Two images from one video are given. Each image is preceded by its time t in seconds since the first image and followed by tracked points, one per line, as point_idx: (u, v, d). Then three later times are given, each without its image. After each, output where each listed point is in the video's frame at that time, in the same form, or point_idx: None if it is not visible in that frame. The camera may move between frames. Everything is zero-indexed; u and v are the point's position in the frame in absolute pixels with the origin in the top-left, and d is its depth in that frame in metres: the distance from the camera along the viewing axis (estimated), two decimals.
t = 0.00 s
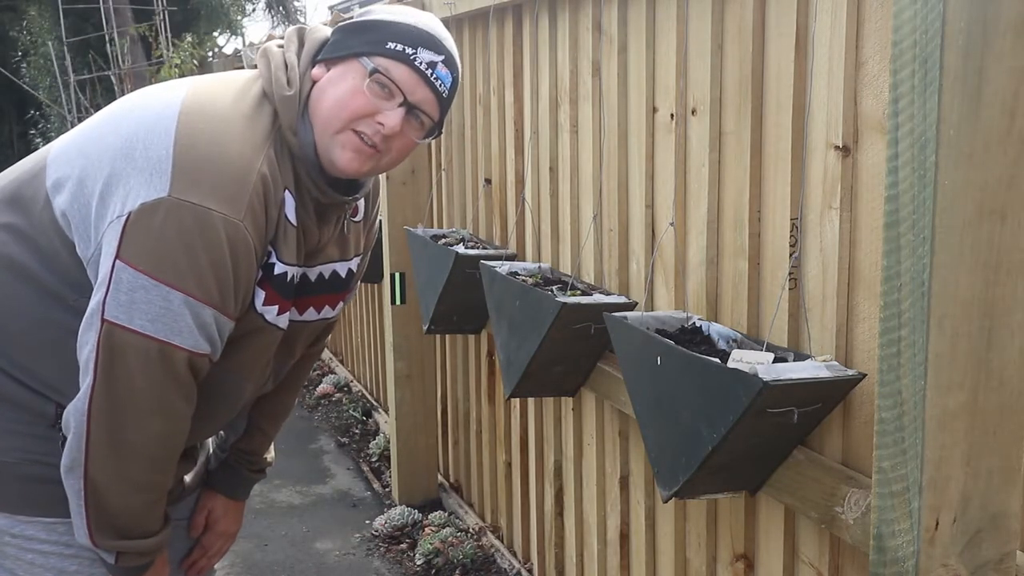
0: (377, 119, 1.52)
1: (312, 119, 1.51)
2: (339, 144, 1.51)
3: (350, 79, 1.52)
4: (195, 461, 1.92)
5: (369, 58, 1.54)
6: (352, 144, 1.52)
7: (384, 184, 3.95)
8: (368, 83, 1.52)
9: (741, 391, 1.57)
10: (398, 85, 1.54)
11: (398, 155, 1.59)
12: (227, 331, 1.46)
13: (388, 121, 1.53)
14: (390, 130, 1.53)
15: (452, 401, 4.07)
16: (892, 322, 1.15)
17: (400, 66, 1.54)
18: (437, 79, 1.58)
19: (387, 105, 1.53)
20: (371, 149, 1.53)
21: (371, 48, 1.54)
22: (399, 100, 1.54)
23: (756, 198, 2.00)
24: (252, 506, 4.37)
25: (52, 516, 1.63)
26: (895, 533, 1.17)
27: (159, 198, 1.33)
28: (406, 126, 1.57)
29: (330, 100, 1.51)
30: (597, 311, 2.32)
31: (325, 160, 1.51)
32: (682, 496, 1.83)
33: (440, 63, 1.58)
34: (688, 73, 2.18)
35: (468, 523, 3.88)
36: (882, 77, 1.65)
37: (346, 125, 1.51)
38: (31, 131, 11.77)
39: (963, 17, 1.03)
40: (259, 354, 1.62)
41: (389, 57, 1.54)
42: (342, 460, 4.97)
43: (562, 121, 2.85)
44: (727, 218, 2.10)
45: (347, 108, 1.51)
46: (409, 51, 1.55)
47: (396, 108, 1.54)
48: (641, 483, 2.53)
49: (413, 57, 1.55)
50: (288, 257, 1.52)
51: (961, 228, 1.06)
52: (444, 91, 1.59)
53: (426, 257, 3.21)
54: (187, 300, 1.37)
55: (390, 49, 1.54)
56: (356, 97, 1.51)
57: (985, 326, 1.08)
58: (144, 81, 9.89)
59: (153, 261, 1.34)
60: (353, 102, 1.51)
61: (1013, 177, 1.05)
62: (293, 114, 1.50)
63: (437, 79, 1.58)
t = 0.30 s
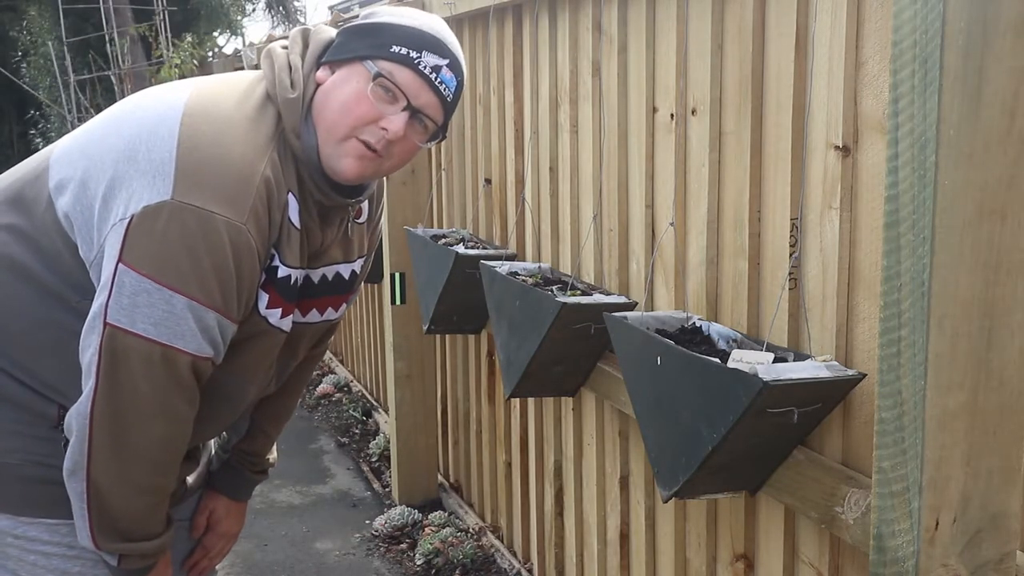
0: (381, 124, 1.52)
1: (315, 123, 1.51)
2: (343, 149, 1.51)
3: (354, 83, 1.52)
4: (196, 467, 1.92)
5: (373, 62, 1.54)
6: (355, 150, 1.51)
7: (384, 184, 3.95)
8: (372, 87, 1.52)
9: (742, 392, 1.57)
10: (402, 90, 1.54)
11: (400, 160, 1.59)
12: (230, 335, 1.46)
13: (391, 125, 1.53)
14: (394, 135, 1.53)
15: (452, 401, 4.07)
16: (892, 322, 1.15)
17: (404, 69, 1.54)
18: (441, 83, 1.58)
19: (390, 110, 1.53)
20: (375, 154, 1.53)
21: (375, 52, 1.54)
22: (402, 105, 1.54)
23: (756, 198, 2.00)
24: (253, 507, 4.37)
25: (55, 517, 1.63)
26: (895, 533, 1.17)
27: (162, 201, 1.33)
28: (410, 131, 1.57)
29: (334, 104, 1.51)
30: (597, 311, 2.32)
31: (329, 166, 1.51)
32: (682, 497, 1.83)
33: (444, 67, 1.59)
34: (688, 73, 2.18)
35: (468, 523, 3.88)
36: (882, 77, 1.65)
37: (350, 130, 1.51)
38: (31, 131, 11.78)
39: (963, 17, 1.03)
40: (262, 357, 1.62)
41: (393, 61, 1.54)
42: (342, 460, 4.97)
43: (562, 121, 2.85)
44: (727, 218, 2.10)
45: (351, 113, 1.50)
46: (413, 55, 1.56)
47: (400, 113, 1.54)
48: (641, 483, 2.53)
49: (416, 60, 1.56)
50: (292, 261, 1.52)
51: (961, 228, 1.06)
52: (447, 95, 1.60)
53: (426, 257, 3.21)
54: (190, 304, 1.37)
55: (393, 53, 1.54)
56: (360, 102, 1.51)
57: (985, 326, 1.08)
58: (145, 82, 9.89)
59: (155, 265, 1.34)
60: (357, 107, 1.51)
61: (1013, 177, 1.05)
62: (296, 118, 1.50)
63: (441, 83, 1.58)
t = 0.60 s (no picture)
0: (380, 126, 1.53)
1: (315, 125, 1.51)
2: (342, 150, 1.51)
3: (353, 85, 1.52)
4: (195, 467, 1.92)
5: (373, 64, 1.54)
6: (354, 152, 1.52)
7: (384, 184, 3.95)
8: (372, 89, 1.52)
9: (742, 391, 1.57)
10: (402, 92, 1.54)
11: (399, 162, 1.59)
12: (229, 335, 1.46)
13: (391, 127, 1.53)
14: (393, 137, 1.53)
15: (452, 401, 4.07)
16: (892, 322, 1.15)
17: (404, 71, 1.54)
18: (441, 85, 1.59)
19: (390, 112, 1.53)
20: (374, 156, 1.53)
21: (376, 54, 1.54)
22: (402, 106, 1.54)
23: (756, 198, 2.00)
24: (253, 506, 4.37)
25: (55, 518, 1.63)
26: (895, 533, 1.17)
27: (160, 202, 1.33)
28: (409, 133, 1.57)
29: (334, 105, 1.51)
30: (597, 311, 2.32)
31: (328, 168, 1.51)
32: (682, 497, 1.83)
33: (444, 69, 1.59)
34: (688, 73, 2.18)
35: (468, 523, 3.88)
36: (882, 76, 1.65)
37: (349, 132, 1.51)
38: (31, 131, 11.78)
39: (963, 18, 1.03)
40: (262, 357, 1.62)
41: (394, 63, 1.54)
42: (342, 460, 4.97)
43: (562, 121, 2.85)
44: (727, 218, 2.10)
45: (351, 115, 1.50)
46: (413, 57, 1.56)
47: (399, 114, 1.54)
48: (641, 483, 2.53)
49: (417, 63, 1.56)
50: (291, 261, 1.52)
51: (961, 228, 1.06)
52: (447, 97, 1.60)
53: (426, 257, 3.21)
54: (188, 304, 1.37)
55: (394, 55, 1.54)
56: (359, 104, 1.51)
57: (985, 327, 1.08)
58: (145, 82, 9.89)
59: (154, 266, 1.34)
60: (356, 109, 1.51)
61: (1014, 177, 1.05)
62: (295, 119, 1.49)
63: (441, 86, 1.59)
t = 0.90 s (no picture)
0: (401, 146, 1.52)
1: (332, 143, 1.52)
2: (361, 171, 1.54)
3: (372, 108, 1.50)
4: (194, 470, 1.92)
5: (392, 87, 1.50)
6: (375, 170, 1.54)
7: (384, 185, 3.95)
8: (392, 111, 1.50)
9: (741, 391, 1.57)
10: (423, 115, 1.52)
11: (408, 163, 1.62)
12: (226, 338, 1.46)
13: (412, 151, 1.53)
14: (412, 157, 1.53)
15: (452, 401, 4.07)
16: (892, 322, 1.15)
17: (424, 95, 1.52)
18: (457, 98, 1.58)
19: (411, 135, 1.53)
20: (396, 172, 1.56)
21: (393, 76, 1.50)
22: (423, 128, 1.53)
23: (756, 198, 2.00)
24: (252, 506, 4.37)
25: (55, 519, 1.63)
26: (895, 533, 1.17)
27: (155, 206, 1.33)
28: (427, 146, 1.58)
29: (355, 130, 1.51)
30: (597, 311, 2.32)
31: (348, 185, 1.56)
32: (682, 497, 1.83)
33: (460, 83, 1.57)
34: (688, 73, 2.18)
35: (468, 523, 3.88)
36: (882, 76, 1.65)
37: (371, 153, 1.52)
38: (31, 131, 11.79)
39: (963, 18, 1.03)
40: (262, 358, 1.62)
41: (414, 86, 1.51)
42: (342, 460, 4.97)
43: (562, 122, 2.85)
44: (727, 218, 2.10)
45: (372, 139, 1.51)
46: (431, 77, 1.53)
47: (420, 136, 1.54)
48: (641, 483, 2.53)
49: (436, 83, 1.53)
50: (288, 264, 1.52)
51: (961, 228, 1.06)
52: (462, 107, 1.60)
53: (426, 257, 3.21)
54: (185, 308, 1.36)
55: (413, 76, 1.51)
56: (382, 128, 1.51)
57: (985, 326, 1.08)
58: (144, 83, 9.89)
59: (150, 270, 1.33)
60: (379, 134, 1.51)
61: (1014, 177, 1.05)
62: (299, 128, 1.49)
63: (458, 100, 1.57)
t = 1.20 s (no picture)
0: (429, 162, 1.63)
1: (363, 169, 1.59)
2: (393, 186, 1.64)
3: (408, 140, 1.57)
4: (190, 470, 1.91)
5: (425, 119, 1.56)
6: (403, 183, 1.65)
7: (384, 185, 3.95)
8: (423, 138, 1.58)
9: (741, 392, 1.57)
10: (450, 134, 1.61)
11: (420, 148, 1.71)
12: (225, 340, 1.45)
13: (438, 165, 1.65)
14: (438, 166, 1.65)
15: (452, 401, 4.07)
16: (892, 322, 1.15)
17: (454, 118, 1.59)
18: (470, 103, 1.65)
19: (439, 151, 1.63)
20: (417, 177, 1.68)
21: (426, 110, 1.55)
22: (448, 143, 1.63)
23: (756, 198, 2.00)
24: (252, 507, 4.37)
25: (54, 521, 1.63)
26: (895, 533, 1.17)
27: (153, 208, 1.34)
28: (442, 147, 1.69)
29: (391, 159, 1.59)
30: (597, 311, 2.32)
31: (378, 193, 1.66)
32: (682, 497, 1.83)
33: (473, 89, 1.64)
34: (688, 73, 2.18)
35: (468, 523, 3.88)
36: (882, 76, 1.65)
37: (405, 174, 1.62)
38: (30, 131, 11.78)
39: (963, 18, 1.03)
40: (263, 360, 1.61)
41: (446, 114, 1.57)
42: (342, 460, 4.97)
43: (562, 121, 2.85)
44: (726, 218, 2.10)
45: (407, 164, 1.60)
46: (458, 100, 1.59)
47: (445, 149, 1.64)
48: (641, 483, 2.53)
49: (461, 103, 1.60)
50: (287, 266, 1.52)
51: (961, 229, 1.06)
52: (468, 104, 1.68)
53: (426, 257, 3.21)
54: (184, 310, 1.36)
55: (446, 105, 1.57)
56: (416, 153, 1.60)
57: (985, 326, 1.08)
58: (144, 83, 9.89)
59: (149, 272, 1.34)
60: (412, 158, 1.60)
61: (1014, 178, 1.05)
62: (300, 134, 1.50)
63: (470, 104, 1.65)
